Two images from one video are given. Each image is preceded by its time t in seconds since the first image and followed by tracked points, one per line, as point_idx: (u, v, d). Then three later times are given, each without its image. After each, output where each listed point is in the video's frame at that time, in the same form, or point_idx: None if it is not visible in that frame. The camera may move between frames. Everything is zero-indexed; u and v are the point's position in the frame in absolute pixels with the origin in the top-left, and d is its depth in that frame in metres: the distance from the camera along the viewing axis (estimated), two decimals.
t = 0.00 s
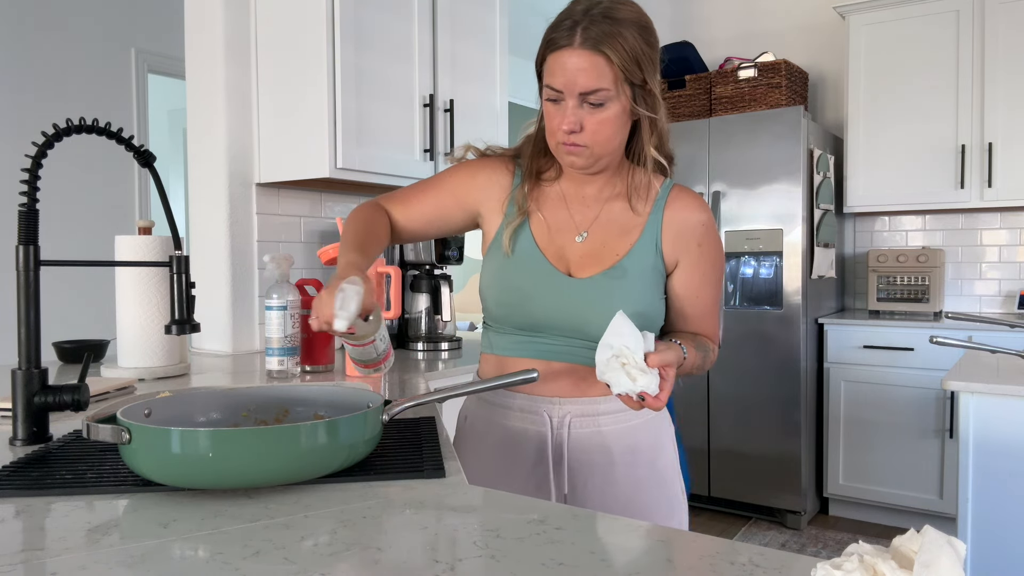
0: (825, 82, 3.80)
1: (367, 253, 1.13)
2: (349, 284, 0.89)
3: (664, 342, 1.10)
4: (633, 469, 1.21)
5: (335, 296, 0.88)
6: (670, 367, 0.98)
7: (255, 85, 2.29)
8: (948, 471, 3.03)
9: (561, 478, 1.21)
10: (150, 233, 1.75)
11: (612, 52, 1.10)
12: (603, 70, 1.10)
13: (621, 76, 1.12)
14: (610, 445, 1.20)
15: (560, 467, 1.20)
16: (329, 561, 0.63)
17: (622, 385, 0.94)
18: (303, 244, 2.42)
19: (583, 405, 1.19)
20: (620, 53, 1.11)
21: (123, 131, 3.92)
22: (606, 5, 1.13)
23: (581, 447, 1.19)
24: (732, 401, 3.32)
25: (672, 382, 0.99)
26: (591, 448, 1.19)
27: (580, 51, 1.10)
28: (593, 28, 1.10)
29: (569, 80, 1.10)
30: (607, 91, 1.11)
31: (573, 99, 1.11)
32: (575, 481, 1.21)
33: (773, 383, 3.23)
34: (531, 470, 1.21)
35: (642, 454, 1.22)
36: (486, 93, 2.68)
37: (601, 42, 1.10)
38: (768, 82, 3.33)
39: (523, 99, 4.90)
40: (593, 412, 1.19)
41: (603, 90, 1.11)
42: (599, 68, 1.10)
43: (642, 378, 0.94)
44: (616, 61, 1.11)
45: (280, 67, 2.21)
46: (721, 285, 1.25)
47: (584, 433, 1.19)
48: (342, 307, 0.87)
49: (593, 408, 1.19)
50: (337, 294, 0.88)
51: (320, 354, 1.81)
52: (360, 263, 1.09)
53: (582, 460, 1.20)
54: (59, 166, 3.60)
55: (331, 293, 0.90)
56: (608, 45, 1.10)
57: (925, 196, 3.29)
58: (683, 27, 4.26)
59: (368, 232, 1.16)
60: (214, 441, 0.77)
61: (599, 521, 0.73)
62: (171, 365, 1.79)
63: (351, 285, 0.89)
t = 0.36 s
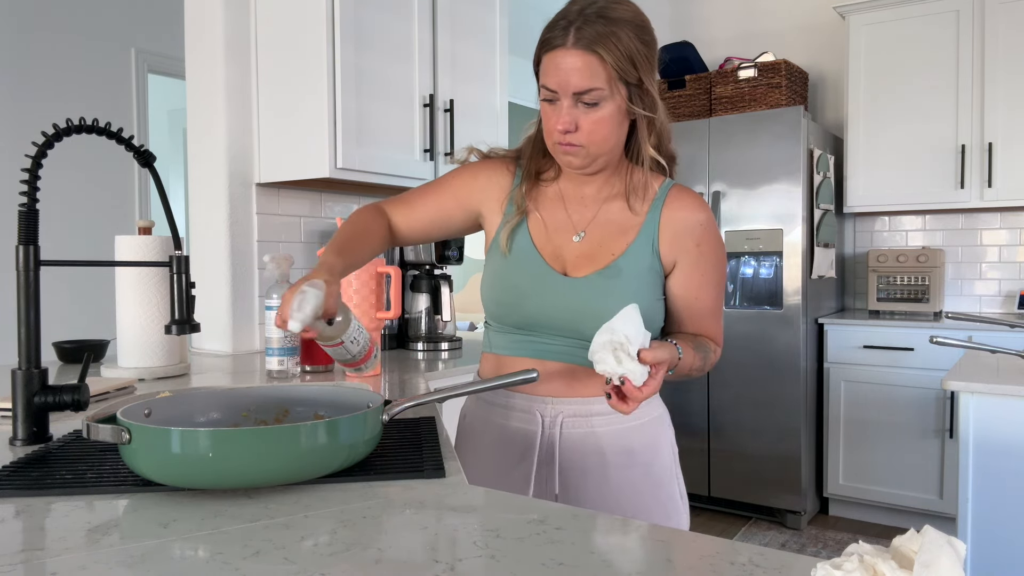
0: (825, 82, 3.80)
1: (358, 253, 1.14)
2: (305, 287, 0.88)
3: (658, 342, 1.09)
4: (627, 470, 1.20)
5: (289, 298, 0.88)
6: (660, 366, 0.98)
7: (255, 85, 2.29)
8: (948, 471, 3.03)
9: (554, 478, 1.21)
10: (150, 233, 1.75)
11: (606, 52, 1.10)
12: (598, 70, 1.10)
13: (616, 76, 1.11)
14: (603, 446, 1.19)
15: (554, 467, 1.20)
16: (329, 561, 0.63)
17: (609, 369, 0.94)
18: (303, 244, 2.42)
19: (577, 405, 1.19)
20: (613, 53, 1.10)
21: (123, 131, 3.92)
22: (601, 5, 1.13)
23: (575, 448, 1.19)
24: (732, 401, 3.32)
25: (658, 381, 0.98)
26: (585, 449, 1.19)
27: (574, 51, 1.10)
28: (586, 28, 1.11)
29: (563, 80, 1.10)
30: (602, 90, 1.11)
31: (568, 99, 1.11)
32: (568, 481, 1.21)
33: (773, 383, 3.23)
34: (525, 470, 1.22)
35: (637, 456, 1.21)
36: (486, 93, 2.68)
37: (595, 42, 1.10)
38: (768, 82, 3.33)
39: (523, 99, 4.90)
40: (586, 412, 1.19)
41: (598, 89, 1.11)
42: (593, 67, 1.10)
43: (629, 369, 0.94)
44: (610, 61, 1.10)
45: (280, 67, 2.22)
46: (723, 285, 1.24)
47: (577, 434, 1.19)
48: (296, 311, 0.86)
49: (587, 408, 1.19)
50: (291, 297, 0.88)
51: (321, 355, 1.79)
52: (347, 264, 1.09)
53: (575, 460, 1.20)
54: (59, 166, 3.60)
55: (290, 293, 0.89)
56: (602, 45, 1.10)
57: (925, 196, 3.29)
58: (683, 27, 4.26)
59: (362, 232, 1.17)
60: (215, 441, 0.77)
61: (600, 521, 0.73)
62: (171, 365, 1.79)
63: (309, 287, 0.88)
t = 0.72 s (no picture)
0: (825, 82, 3.80)
1: (359, 255, 1.15)
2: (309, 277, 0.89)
3: (657, 343, 1.10)
4: (626, 470, 1.20)
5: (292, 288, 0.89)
6: (661, 372, 0.99)
7: (255, 85, 2.29)
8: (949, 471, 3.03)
9: (553, 479, 1.21)
10: (150, 233, 1.75)
11: (605, 52, 1.10)
12: (597, 70, 1.10)
13: (614, 76, 1.11)
14: (602, 446, 1.19)
15: (554, 467, 1.20)
16: (329, 561, 0.63)
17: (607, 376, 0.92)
18: (303, 244, 2.42)
19: (575, 405, 1.19)
20: (612, 52, 1.10)
21: (123, 131, 3.92)
22: (599, 5, 1.13)
23: (574, 447, 1.19)
24: (731, 401, 3.33)
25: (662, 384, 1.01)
26: (584, 449, 1.19)
27: (572, 51, 1.10)
28: (585, 28, 1.11)
29: (562, 80, 1.10)
30: (601, 90, 1.11)
31: (567, 99, 1.11)
32: (568, 482, 1.21)
33: (773, 383, 3.23)
34: (524, 470, 1.22)
35: (636, 456, 1.21)
36: (486, 94, 2.68)
37: (594, 42, 1.10)
38: (768, 82, 3.33)
39: (523, 99, 4.90)
40: (586, 412, 1.19)
41: (597, 89, 1.11)
42: (592, 67, 1.10)
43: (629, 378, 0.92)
44: (609, 60, 1.10)
45: (280, 67, 2.22)
46: (722, 285, 1.24)
47: (577, 434, 1.19)
48: (298, 298, 0.87)
49: (586, 408, 1.19)
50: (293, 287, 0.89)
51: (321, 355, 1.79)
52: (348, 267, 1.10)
53: (574, 460, 1.20)
54: (59, 166, 3.60)
55: (293, 283, 0.90)
56: (601, 45, 1.10)
57: (925, 196, 3.29)
58: (683, 27, 4.26)
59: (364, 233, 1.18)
60: (214, 441, 0.77)
61: (600, 521, 0.73)
62: (171, 365, 1.79)
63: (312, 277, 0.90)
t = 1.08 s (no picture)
0: (825, 82, 3.80)
1: (358, 259, 1.15)
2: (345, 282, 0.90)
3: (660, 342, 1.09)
4: (627, 470, 1.20)
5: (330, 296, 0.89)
6: (666, 371, 0.99)
7: (255, 86, 2.29)
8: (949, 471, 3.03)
9: (556, 481, 1.21)
10: (150, 233, 1.75)
11: (607, 51, 1.10)
12: (599, 69, 1.10)
13: (616, 75, 1.12)
14: (604, 447, 1.19)
15: (556, 468, 1.20)
16: (329, 561, 0.63)
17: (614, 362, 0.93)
18: (303, 244, 2.42)
19: (577, 406, 1.19)
20: (614, 52, 1.11)
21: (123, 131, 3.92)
22: (600, 4, 1.13)
23: (576, 448, 1.19)
24: (731, 401, 3.33)
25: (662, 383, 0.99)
26: (587, 449, 1.19)
27: (574, 51, 1.10)
28: (586, 27, 1.11)
29: (565, 79, 1.10)
30: (603, 90, 1.11)
31: (569, 99, 1.11)
32: (570, 483, 1.21)
33: (773, 383, 3.23)
34: (526, 471, 1.21)
35: (637, 456, 1.21)
36: (486, 94, 2.68)
37: (596, 41, 1.10)
38: (768, 82, 3.33)
39: (523, 99, 4.90)
40: (588, 412, 1.19)
41: (599, 88, 1.11)
42: (593, 66, 1.10)
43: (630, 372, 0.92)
44: (611, 60, 1.11)
45: (280, 67, 2.22)
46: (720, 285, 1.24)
47: (579, 434, 1.19)
48: (333, 306, 0.87)
49: (588, 408, 1.19)
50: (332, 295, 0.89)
51: (321, 355, 1.79)
52: (352, 269, 1.11)
53: (576, 462, 1.20)
54: (59, 166, 3.60)
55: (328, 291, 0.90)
56: (603, 45, 1.10)
57: (925, 196, 3.29)
58: (683, 27, 4.26)
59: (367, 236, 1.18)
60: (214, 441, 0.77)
61: (600, 521, 0.73)
62: (171, 365, 1.79)
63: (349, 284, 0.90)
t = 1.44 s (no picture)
0: (825, 82, 3.80)
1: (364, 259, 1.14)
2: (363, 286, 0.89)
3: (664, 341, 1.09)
4: (632, 470, 1.20)
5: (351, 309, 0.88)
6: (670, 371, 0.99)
7: (255, 86, 2.29)
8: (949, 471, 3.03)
9: (562, 482, 1.21)
10: (150, 233, 1.75)
11: (611, 49, 1.10)
12: (603, 67, 1.10)
13: (619, 73, 1.12)
14: (609, 448, 1.19)
15: (561, 469, 1.20)
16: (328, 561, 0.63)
17: (619, 363, 0.93)
18: (303, 244, 2.42)
19: (582, 407, 1.19)
20: (618, 49, 1.11)
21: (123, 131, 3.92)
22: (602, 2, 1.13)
23: (581, 449, 1.19)
24: (731, 401, 3.33)
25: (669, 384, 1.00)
26: (591, 450, 1.19)
27: (577, 48, 1.10)
28: (589, 25, 1.11)
29: (569, 77, 1.10)
30: (606, 88, 1.11)
31: (573, 97, 1.11)
32: (574, 484, 1.21)
33: (773, 383, 3.23)
34: (530, 472, 1.21)
35: (642, 457, 1.21)
36: (486, 94, 2.68)
37: (600, 39, 1.10)
38: (768, 82, 3.33)
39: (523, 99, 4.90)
40: (593, 414, 1.19)
41: (603, 86, 1.11)
42: (597, 64, 1.10)
43: (636, 374, 0.93)
44: (614, 59, 1.11)
45: (280, 67, 2.22)
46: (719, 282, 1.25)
47: (584, 436, 1.19)
48: (355, 313, 0.88)
49: (593, 409, 1.19)
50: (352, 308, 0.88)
51: (321, 354, 1.78)
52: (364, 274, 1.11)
53: (582, 463, 1.20)
54: (59, 166, 3.60)
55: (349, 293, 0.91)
56: (607, 42, 1.10)
57: (925, 196, 3.29)
58: (683, 27, 4.26)
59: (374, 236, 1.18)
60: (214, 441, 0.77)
61: (600, 521, 0.73)
62: (171, 365, 1.79)
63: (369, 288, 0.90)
